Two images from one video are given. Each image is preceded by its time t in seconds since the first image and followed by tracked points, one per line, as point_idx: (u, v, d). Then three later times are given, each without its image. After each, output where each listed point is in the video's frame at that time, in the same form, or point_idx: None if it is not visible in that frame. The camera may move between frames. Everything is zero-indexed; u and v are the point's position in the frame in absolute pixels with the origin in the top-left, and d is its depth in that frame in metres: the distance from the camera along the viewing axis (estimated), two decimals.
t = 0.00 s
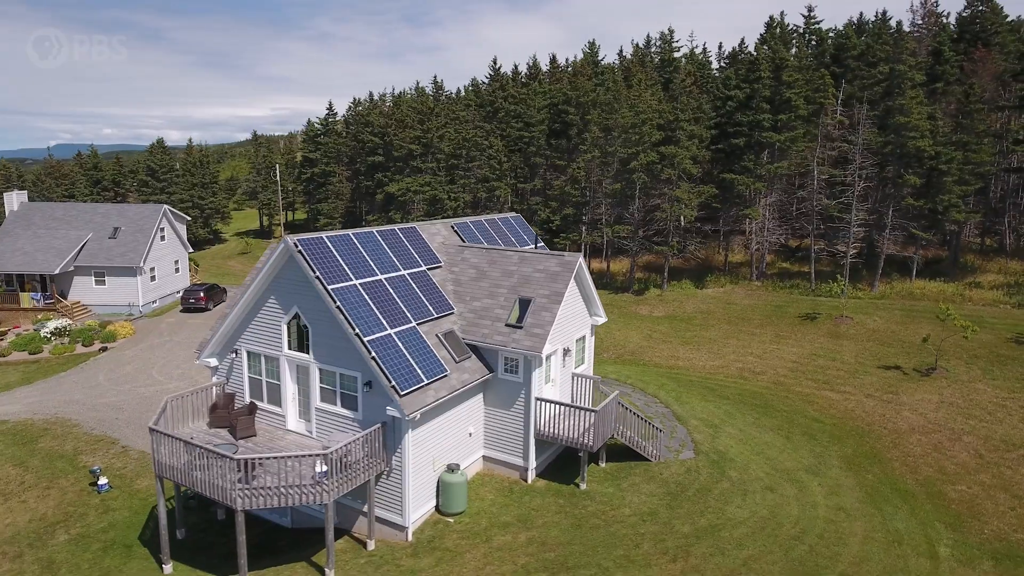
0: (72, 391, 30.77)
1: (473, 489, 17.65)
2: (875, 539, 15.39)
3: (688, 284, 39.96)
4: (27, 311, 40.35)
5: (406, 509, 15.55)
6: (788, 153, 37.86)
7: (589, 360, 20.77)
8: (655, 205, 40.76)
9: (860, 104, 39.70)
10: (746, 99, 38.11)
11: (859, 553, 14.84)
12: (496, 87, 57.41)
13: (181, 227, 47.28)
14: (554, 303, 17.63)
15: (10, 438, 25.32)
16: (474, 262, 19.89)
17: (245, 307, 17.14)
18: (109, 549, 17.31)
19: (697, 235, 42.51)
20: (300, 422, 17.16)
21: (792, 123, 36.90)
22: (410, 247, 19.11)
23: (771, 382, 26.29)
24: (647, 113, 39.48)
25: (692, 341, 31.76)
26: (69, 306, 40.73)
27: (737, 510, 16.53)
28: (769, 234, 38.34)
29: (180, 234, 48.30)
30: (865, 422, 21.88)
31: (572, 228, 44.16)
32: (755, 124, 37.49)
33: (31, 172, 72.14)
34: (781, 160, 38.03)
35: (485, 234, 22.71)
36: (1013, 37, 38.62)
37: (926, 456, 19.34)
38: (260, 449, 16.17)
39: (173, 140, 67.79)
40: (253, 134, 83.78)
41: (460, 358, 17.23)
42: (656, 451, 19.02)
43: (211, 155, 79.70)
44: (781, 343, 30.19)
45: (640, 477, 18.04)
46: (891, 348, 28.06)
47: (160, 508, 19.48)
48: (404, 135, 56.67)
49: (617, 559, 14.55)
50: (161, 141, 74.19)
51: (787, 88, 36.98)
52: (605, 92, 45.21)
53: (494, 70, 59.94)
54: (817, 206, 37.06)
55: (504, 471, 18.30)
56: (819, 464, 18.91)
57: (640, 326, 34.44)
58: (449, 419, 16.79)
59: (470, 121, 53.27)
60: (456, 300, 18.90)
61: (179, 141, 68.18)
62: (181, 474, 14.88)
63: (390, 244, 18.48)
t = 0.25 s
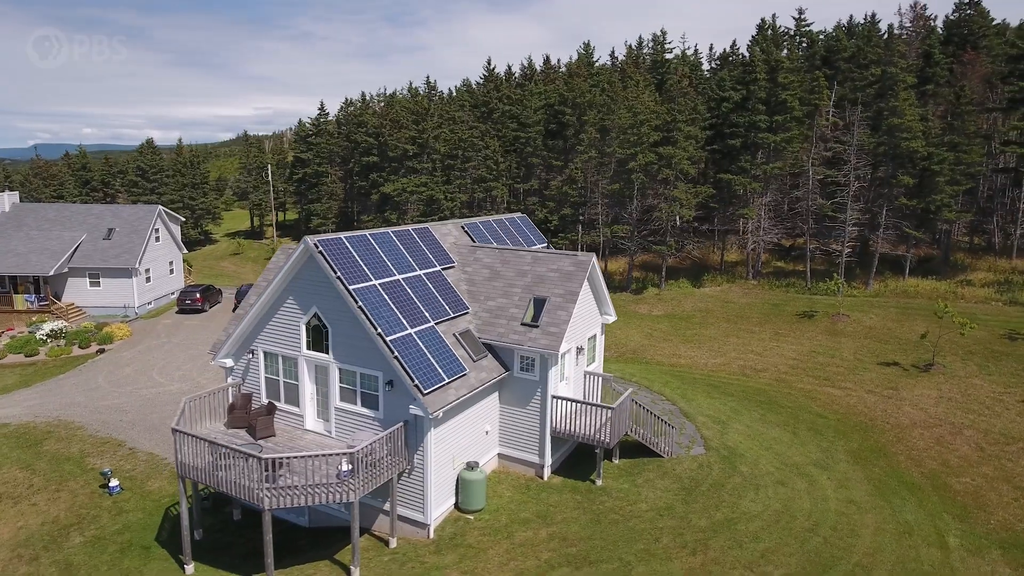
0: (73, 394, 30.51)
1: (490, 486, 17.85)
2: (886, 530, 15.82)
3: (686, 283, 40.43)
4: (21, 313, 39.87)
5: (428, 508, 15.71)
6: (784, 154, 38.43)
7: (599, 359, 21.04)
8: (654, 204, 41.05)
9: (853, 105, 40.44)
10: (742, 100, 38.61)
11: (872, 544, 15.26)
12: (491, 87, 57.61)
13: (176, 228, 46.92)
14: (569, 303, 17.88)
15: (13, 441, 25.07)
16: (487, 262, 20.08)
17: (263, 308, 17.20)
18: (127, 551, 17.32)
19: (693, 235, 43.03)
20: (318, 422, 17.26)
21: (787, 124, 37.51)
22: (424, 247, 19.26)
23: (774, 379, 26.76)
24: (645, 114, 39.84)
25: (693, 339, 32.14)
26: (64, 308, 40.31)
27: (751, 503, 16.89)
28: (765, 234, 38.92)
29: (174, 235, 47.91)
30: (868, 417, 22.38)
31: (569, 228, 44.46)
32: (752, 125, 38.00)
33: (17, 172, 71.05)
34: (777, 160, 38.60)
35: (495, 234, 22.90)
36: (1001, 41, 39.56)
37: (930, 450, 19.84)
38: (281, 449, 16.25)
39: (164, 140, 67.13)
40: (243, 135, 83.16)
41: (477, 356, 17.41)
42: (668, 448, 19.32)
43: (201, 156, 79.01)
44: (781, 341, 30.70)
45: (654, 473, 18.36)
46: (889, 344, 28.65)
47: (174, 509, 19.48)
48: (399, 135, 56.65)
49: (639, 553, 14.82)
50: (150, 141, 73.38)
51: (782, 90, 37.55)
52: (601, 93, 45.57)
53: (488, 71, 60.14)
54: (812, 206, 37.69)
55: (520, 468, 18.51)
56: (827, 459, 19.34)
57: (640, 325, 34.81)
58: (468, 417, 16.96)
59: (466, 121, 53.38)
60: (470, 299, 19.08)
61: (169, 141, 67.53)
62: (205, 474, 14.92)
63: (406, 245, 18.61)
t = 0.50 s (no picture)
0: (71, 396, 30.24)
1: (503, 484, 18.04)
2: (892, 522, 16.23)
3: (682, 282, 40.86)
4: (13, 316, 39.38)
5: (445, 506, 15.87)
6: (778, 155, 38.97)
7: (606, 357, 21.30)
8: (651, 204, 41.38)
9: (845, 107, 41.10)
10: (737, 101, 39.09)
11: (880, 536, 15.65)
12: (485, 88, 57.74)
13: (169, 229, 46.54)
14: (580, 302, 18.12)
15: (14, 444, 24.83)
16: (496, 262, 20.27)
17: (277, 308, 17.26)
18: (141, 552, 17.32)
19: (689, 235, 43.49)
20: (333, 422, 17.35)
21: (781, 125, 38.05)
22: (435, 248, 19.40)
23: (773, 376, 27.20)
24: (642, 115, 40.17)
25: (692, 338, 32.51)
26: (57, 310, 39.87)
27: (760, 498, 17.22)
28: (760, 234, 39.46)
29: (167, 236, 47.53)
30: (868, 413, 22.87)
31: (566, 228, 44.69)
32: (747, 126, 38.48)
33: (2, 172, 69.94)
34: (771, 161, 39.14)
35: (500, 234, 23.08)
36: (988, 45, 40.45)
37: (930, 444, 20.33)
38: (297, 449, 16.31)
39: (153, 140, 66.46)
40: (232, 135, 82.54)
41: (490, 356, 17.56)
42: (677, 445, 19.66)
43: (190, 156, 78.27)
44: (778, 339, 31.19)
45: (664, 469, 18.66)
46: (884, 342, 29.23)
47: (185, 511, 19.47)
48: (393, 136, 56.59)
49: (654, 547, 15.10)
50: (138, 141, 72.57)
51: (776, 91, 38.08)
52: (597, 94, 45.86)
53: (482, 71, 60.25)
54: (805, 206, 38.28)
55: (531, 466, 18.72)
56: (831, 454, 19.75)
57: (638, 324, 35.15)
58: (481, 416, 17.12)
59: (460, 121, 53.43)
60: (481, 299, 19.25)
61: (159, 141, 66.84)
62: (223, 475, 14.93)
63: (417, 246, 18.74)
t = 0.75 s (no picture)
0: (69, 399, 29.91)
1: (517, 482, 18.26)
2: (898, 514, 16.71)
3: (677, 282, 41.36)
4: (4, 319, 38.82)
5: (463, 504, 16.06)
6: (771, 156, 39.60)
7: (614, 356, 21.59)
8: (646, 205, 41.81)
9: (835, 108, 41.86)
10: (731, 103, 39.63)
11: (887, 527, 16.11)
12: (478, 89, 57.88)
13: (161, 230, 46.12)
14: (591, 301, 18.40)
15: (14, 448, 24.56)
16: (505, 262, 20.49)
17: (291, 309, 17.33)
18: (156, 555, 17.32)
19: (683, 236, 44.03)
20: (348, 422, 17.46)
21: (774, 127, 38.68)
22: (446, 248, 19.57)
23: (772, 373, 27.71)
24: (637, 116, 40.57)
25: (690, 336, 32.96)
26: (49, 312, 39.37)
27: (769, 492, 17.62)
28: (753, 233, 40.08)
29: (159, 237, 47.07)
30: (867, 408, 23.43)
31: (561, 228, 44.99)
32: (741, 128, 39.03)
33: None
34: (764, 162, 39.76)
35: (506, 234, 23.28)
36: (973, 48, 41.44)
37: (929, 438, 20.91)
38: (315, 449, 16.40)
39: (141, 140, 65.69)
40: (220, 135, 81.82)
41: (505, 355, 17.75)
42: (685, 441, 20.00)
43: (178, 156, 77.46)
44: (775, 337, 31.75)
45: (674, 465, 19.01)
46: (879, 339, 29.90)
47: (197, 513, 19.47)
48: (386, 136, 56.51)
49: (670, 541, 15.41)
50: (125, 141, 71.65)
51: (769, 93, 38.68)
52: (591, 95, 46.21)
53: (474, 72, 60.37)
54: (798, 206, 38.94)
55: (543, 464, 18.97)
56: (834, 448, 20.24)
57: (636, 323, 35.55)
58: (496, 415, 17.32)
59: (454, 122, 53.51)
60: (493, 299, 19.45)
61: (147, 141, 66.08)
62: (245, 475, 15.03)
63: (429, 246, 18.89)
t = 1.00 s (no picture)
0: (68, 402, 29.67)
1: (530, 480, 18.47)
2: (904, 506, 17.12)
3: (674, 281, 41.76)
4: None
5: (480, 502, 16.23)
6: (766, 156, 40.11)
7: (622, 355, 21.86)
8: (643, 205, 42.19)
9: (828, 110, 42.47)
10: (727, 104, 40.08)
11: (894, 520, 16.51)
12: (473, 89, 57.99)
13: (156, 231, 45.78)
14: (602, 301, 18.65)
15: (17, 451, 24.37)
16: (515, 262, 20.69)
17: (306, 310, 17.40)
18: (171, 557, 17.35)
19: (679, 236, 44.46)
20: (363, 422, 17.57)
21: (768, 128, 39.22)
22: (456, 249, 19.73)
23: (772, 370, 28.14)
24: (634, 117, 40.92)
25: (690, 335, 33.34)
26: (43, 314, 38.98)
27: (778, 487, 17.96)
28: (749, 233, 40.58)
29: (154, 238, 46.73)
30: (867, 404, 23.89)
31: (559, 228, 45.22)
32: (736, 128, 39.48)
33: None
34: (759, 162, 40.27)
35: (513, 234, 23.45)
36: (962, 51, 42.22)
37: (929, 433, 21.38)
38: (331, 449, 16.49)
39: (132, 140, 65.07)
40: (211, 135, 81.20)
41: (518, 354, 17.93)
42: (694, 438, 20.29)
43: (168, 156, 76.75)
44: (773, 335, 32.21)
45: (683, 462, 19.31)
46: (875, 336, 30.45)
47: (209, 514, 19.49)
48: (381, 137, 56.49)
49: (685, 536, 15.69)
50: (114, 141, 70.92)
51: (764, 95, 39.18)
52: (588, 95, 46.47)
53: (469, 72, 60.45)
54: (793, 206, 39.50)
55: (555, 462, 19.18)
56: (838, 444, 20.64)
57: (636, 322, 35.87)
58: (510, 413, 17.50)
59: (450, 122, 53.54)
60: (504, 299, 19.63)
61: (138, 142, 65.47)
62: (265, 476, 15.08)
63: (441, 247, 19.03)
